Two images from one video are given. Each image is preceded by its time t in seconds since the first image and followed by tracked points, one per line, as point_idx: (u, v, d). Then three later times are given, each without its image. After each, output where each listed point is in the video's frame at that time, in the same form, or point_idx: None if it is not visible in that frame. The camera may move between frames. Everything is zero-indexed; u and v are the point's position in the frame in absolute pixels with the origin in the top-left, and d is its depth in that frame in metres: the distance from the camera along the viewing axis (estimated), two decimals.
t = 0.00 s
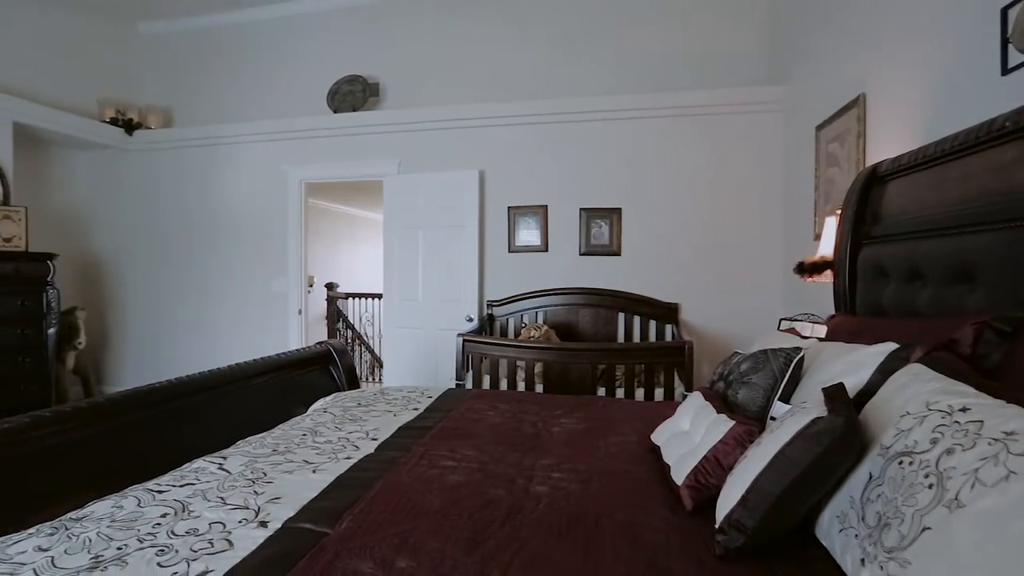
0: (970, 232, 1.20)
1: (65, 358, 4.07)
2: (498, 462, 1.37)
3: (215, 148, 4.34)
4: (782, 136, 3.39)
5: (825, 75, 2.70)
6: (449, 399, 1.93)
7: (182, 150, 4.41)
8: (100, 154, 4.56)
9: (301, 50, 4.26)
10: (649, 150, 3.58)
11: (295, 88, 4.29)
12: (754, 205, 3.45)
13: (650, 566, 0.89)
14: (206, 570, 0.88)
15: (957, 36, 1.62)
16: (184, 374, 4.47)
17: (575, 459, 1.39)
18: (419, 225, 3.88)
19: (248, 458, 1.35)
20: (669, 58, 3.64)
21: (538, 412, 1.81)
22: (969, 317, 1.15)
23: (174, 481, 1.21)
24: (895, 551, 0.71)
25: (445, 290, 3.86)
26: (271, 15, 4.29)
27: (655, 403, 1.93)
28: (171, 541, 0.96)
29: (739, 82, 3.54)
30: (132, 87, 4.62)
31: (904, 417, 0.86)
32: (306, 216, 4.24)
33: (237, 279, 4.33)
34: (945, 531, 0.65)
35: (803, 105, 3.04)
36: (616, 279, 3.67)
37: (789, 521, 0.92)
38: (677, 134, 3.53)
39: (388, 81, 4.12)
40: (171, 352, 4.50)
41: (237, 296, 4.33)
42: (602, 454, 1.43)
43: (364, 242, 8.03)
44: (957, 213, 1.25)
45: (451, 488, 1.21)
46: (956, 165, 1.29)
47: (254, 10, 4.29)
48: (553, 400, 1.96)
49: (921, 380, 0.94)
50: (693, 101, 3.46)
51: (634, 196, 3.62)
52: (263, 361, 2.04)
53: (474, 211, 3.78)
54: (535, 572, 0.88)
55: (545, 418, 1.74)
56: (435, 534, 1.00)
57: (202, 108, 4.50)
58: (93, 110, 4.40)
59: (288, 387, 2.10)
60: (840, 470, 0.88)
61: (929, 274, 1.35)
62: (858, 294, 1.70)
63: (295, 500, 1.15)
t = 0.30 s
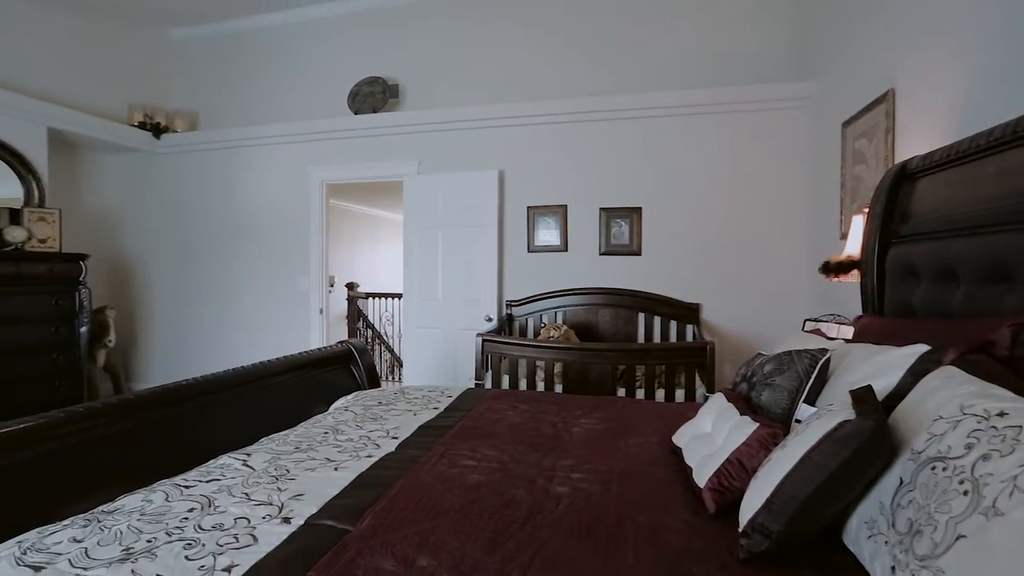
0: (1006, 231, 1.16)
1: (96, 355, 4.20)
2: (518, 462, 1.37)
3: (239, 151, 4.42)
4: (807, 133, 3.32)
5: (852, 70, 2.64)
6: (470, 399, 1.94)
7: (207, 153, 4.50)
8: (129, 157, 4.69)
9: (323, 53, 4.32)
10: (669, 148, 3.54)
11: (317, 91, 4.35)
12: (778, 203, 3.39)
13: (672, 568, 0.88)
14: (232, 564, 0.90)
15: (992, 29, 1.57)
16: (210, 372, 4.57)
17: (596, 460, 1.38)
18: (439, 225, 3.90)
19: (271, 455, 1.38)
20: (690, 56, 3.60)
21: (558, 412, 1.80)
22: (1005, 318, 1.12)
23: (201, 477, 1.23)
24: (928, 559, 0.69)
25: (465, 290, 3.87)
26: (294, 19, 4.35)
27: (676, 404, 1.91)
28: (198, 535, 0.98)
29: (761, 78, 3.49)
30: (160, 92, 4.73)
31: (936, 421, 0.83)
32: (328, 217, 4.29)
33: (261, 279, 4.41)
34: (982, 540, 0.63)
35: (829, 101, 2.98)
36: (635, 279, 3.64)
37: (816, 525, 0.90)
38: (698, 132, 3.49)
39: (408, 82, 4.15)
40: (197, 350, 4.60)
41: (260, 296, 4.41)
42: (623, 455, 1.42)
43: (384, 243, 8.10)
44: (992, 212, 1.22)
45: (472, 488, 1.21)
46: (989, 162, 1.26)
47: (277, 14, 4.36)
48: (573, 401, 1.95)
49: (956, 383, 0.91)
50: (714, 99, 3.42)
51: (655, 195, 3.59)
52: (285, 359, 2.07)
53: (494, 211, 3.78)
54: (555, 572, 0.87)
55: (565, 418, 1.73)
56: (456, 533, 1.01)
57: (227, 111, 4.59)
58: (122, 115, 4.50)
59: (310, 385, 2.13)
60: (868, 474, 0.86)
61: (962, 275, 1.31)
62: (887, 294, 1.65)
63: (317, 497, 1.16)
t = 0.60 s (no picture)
0: None
1: (123, 353, 4.31)
2: (537, 462, 1.37)
3: (262, 153, 4.50)
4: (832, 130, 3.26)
5: (880, 66, 2.58)
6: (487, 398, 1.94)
7: (230, 155, 4.59)
8: (155, 159, 4.80)
9: (343, 55, 4.37)
10: (689, 147, 3.50)
11: (337, 93, 4.40)
12: (801, 202, 3.33)
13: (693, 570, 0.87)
14: (256, 559, 0.91)
15: None
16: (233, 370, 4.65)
17: (616, 461, 1.37)
18: (457, 225, 3.91)
19: (293, 452, 1.40)
20: (711, 53, 3.56)
21: (576, 413, 1.80)
22: None
23: (225, 473, 1.26)
24: (961, 568, 0.67)
25: (483, 290, 3.88)
26: (315, 23, 4.41)
27: (697, 405, 1.89)
28: (222, 530, 0.99)
29: (784, 75, 3.43)
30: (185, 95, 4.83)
31: (968, 427, 0.81)
32: (348, 217, 4.34)
33: (283, 279, 4.47)
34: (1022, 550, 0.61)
35: (855, 97, 2.92)
36: (655, 279, 3.61)
37: (840, 531, 0.88)
38: (719, 130, 3.45)
39: (427, 84, 4.18)
40: (220, 349, 4.69)
41: (282, 296, 4.48)
42: (643, 456, 1.40)
43: (403, 243, 8.16)
44: None
45: (491, 487, 1.21)
46: None
47: (299, 18, 4.43)
48: (592, 401, 1.94)
49: (991, 387, 0.88)
50: (736, 96, 3.37)
51: (675, 194, 3.55)
52: (306, 358, 2.10)
53: (512, 211, 3.78)
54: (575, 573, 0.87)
55: (584, 419, 1.72)
56: (476, 532, 1.01)
57: (250, 114, 4.67)
58: (149, 118, 4.61)
59: (330, 383, 2.15)
60: (896, 481, 0.84)
61: (996, 276, 1.27)
62: (916, 295, 1.61)
63: (337, 494, 1.17)
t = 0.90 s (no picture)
0: None
1: (149, 351, 4.42)
2: (556, 462, 1.36)
3: (283, 154, 4.56)
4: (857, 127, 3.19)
5: (908, 60, 2.52)
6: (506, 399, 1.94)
7: (252, 157, 4.67)
8: (179, 162, 4.90)
9: (362, 57, 4.42)
10: (709, 146, 3.47)
11: (357, 95, 4.45)
12: (825, 201, 3.26)
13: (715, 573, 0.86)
14: (278, 555, 0.93)
15: None
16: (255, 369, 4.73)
17: (636, 462, 1.36)
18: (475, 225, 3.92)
19: (314, 450, 1.41)
20: (731, 50, 3.51)
21: (595, 413, 1.79)
22: None
23: (248, 470, 1.28)
24: None
25: (501, 290, 3.88)
26: (336, 26, 4.46)
27: (718, 407, 1.86)
28: (246, 526, 1.01)
29: (806, 71, 3.37)
30: (208, 99, 4.92)
31: (1003, 432, 0.78)
32: (367, 218, 4.38)
33: (304, 279, 4.53)
34: None
35: (880, 93, 2.86)
36: (674, 279, 3.58)
37: (868, 537, 0.86)
38: (739, 128, 3.40)
39: (445, 85, 4.20)
40: (242, 348, 4.78)
41: (302, 296, 4.54)
42: (662, 458, 1.39)
43: (421, 243, 8.21)
44: None
45: (511, 487, 1.21)
46: None
47: (318, 21, 4.49)
48: (611, 402, 1.93)
49: None
50: (757, 93, 3.32)
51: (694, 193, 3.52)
52: (326, 358, 2.12)
53: (530, 211, 3.78)
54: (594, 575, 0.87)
55: (603, 420, 1.71)
56: (496, 532, 1.01)
57: (271, 116, 4.74)
58: (174, 121, 4.71)
59: (350, 382, 2.18)
60: (926, 486, 0.82)
61: None
62: (946, 296, 1.57)
63: (358, 492, 1.18)
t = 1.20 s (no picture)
0: None
1: (175, 349, 4.52)
2: (576, 463, 1.36)
3: (305, 156, 4.63)
4: (884, 123, 3.12)
5: (940, 54, 2.45)
6: (524, 400, 1.94)
7: (275, 159, 4.74)
8: (204, 164, 5.01)
9: (382, 59, 4.46)
10: (730, 144, 3.42)
11: (377, 97, 4.49)
12: (851, 199, 3.20)
13: None
14: (301, 551, 0.94)
15: None
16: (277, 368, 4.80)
17: (656, 464, 1.35)
18: (494, 225, 3.93)
19: (335, 448, 1.43)
20: (754, 47, 3.46)
21: (614, 414, 1.78)
22: None
23: (270, 467, 1.30)
24: None
25: (520, 290, 3.88)
26: (357, 28, 4.51)
27: (740, 409, 1.84)
28: (269, 522, 1.03)
29: (830, 67, 3.31)
30: (232, 102, 5.02)
31: None
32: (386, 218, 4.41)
33: (325, 279, 4.59)
34: None
35: (911, 88, 2.79)
36: (695, 279, 3.54)
37: (898, 544, 0.84)
38: (762, 125, 3.35)
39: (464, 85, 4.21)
40: (264, 347, 4.85)
41: (323, 296, 4.60)
42: (683, 460, 1.37)
43: (440, 243, 8.26)
44: None
45: (531, 488, 1.21)
46: None
47: (339, 23, 4.55)
48: (630, 402, 1.91)
49: None
50: (780, 90, 3.27)
51: (716, 192, 3.47)
52: (347, 357, 2.14)
53: (549, 211, 3.78)
54: None
55: (623, 421, 1.70)
56: (516, 532, 1.01)
57: (293, 118, 4.82)
58: (198, 124, 4.81)
59: (370, 381, 2.19)
60: (959, 493, 0.80)
61: None
62: (979, 297, 1.52)
63: (378, 491, 1.19)
